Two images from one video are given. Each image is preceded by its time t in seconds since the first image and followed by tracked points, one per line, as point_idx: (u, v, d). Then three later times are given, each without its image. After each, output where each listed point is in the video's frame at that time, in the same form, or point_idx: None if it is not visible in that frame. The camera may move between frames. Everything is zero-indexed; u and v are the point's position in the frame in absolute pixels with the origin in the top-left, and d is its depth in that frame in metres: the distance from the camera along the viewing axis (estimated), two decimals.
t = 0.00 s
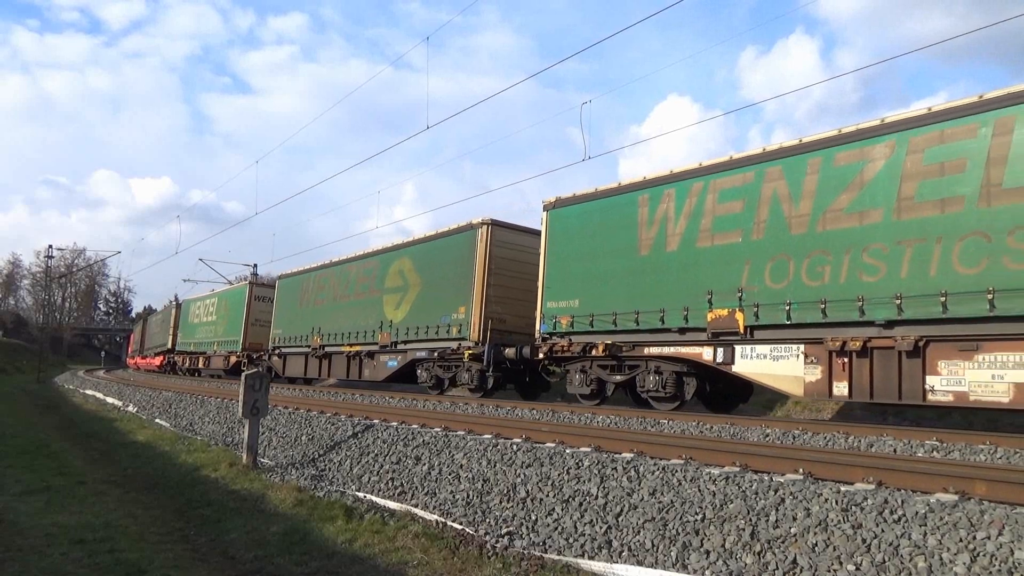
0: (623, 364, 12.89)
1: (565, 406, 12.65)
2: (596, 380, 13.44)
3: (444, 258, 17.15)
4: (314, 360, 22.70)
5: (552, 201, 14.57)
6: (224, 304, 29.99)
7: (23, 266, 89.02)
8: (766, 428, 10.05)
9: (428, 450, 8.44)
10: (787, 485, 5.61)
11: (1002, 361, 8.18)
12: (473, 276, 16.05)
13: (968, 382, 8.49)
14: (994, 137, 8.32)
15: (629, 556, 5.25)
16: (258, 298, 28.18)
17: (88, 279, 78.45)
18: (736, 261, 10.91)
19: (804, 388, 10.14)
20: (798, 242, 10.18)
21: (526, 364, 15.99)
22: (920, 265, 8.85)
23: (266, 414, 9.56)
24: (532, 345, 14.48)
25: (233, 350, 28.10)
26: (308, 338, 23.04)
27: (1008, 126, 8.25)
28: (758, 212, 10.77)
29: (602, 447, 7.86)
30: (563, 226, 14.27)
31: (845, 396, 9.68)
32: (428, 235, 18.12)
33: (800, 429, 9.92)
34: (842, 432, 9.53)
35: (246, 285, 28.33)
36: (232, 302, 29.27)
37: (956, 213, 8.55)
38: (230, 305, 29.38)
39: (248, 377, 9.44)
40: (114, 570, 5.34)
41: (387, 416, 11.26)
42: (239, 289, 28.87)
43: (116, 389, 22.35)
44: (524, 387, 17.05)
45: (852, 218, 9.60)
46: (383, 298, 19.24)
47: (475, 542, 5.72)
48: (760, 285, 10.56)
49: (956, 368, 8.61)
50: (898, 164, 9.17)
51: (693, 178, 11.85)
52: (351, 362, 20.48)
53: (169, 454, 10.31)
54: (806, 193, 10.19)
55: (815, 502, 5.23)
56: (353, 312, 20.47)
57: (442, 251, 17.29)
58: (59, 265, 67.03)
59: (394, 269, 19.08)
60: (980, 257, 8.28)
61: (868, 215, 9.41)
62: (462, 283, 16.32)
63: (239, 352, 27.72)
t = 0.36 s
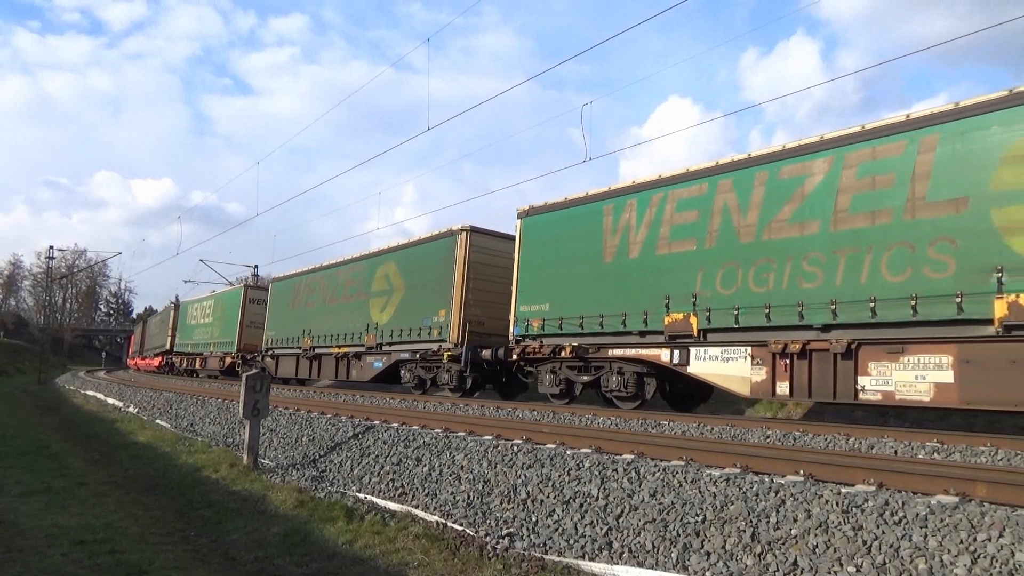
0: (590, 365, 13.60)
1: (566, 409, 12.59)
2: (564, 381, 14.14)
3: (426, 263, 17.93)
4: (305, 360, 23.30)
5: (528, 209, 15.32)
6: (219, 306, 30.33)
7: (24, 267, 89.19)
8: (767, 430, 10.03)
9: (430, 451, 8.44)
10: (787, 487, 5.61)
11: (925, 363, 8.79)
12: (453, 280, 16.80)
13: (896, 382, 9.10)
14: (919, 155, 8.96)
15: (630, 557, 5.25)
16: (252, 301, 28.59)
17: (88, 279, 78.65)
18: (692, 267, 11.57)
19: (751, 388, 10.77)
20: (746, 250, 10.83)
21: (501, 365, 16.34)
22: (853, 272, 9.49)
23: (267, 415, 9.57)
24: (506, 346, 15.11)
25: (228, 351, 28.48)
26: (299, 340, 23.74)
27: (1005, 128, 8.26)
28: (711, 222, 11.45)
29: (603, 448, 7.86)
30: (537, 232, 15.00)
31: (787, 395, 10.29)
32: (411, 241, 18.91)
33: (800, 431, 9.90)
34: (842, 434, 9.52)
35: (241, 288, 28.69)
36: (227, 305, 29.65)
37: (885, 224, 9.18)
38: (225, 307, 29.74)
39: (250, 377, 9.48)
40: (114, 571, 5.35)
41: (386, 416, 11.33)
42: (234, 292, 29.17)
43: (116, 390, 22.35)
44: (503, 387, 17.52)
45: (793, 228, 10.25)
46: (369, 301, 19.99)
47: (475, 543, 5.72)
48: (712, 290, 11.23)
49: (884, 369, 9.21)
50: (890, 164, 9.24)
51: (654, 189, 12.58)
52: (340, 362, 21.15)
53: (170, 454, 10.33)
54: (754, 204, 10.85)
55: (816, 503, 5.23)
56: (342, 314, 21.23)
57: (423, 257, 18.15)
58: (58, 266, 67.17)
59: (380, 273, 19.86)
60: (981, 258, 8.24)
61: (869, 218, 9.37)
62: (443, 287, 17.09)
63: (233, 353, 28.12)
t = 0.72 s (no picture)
0: (559, 366, 14.32)
1: (567, 410, 12.59)
2: (536, 380, 14.90)
3: (409, 267, 18.49)
4: (295, 360, 23.84)
5: (504, 216, 16.03)
6: (214, 307, 30.50)
7: (23, 267, 89.46)
8: (766, 431, 10.04)
9: (429, 451, 8.44)
10: (787, 488, 5.61)
11: (857, 363, 9.51)
12: (434, 283, 17.36)
13: (832, 380, 9.83)
14: (852, 168, 9.67)
15: (630, 558, 5.25)
16: (247, 302, 28.80)
17: (87, 279, 78.67)
18: (651, 274, 12.28)
19: (704, 387, 11.53)
20: (700, 257, 11.49)
21: (479, 365, 16.86)
22: (794, 278, 10.18)
23: (268, 415, 9.56)
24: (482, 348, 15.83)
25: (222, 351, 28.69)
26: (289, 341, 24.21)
27: (1002, 130, 8.30)
28: (669, 230, 12.14)
29: (604, 449, 7.84)
30: (511, 237, 15.69)
31: (736, 394, 11.01)
32: (395, 245, 19.47)
33: (800, 431, 9.92)
34: (842, 434, 9.53)
35: (235, 290, 28.89)
36: (222, 306, 29.82)
37: (824, 233, 9.87)
38: (220, 308, 29.92)
39: (249, 378, 9.47)
40: (114, 571, 5.35)
41: (386, 416, 11.35)
42: (229, 294, 29.33)
43: (116, 390, 22.38)
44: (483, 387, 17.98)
45: (742, 236, 10.92)
46: (355, 304, 20.56)
47: (475, 544, 5.71)
48: (669, 295, 11.91)
49: (822, 369, 9.94)
50: (889, 165, 9.29)
51: (618, 198, 13.30)
52: (328, 362, 21.76)
53: (170, 454, 10.36)
54: (707, 213, 11.53)
55: (816, 504, 5.23)
56: (330, 316, 21.79)
57: (406, 260, 18.70)
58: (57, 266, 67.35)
59: (365, 276, 20.43)
60: (982, 258, 8.24)
61: (853, 221, 9.54)
62: (424, 290, 17.66)
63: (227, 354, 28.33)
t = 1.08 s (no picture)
0: (531, 366, 14.89)
1: (566, 411, 12.61)
2: (509, 380, 15.48)
3: (394, 271, 18.95)
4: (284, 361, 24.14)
5: (479, 222, 16.60)
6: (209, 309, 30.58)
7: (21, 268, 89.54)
8: (765, 432, 10.05)
9: (428, 452, 8.44)
10: (786, 489, 5.61)
11: (798, 364, 10.01)
12: (416, 287, 17.82)
13: (776, 381, 10.32)
14: (797, 180, 10.22)
15: (629, 558, 5.25)
16: (241, 304, 28.90)
17: (87, 280, 78.69)
18: (614, 279, 12.78)
19: (662, 386, 12.00)
20: (659, 263, 12.02)
21: (459, 366, 17.24)
22: (744, 284, 10.68)
23: (267, 416, 9.53)
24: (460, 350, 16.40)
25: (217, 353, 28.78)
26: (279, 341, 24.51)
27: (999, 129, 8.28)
28: (631, 237, 12.66)
29: (603, 450, 7.83)
30: (486, 242, 16.23)
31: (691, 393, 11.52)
32: (380, 249, 19.94)
33: (799, 432, 9.93)
34: (841, 435, 9.54)
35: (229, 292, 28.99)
36: (216, 307, 29.91)
37: (787, 240, 10.22)
38: (214, 310, 30.01)
39: (247, 379, 9.46)
40: (113, 571, 5.36)
41: (386, 417, 11.34)
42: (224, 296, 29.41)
43: (115, 391, 22.43)
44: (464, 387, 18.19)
45: (697, 243, 11.43)
46: (342, 307, 21.00)
47: (474, 545, 5.71)
48: (631, 299, 12.44)
49: (767, 369, 10.42)
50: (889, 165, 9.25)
51: (585, 207, 13.82)
52: (316, 363, 22.12)
53: (169, 455, 10.36)
54: (665, 221, 12.07)
55: (815, 505, 5.23)
56: (318, 318, 22.22)
57: (391, 264, 19.16)
58: (56, 267, 67.45)
59: (352, 280, 20.88)
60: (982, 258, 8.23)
61: (851, 220, 9.51)
62: (408, 293, 18.11)
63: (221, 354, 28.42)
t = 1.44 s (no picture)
0: (505, 368, 15.40)
1: (566, 412, 12.63)
2: (486, 381, 15.95)
3: (379, 275, 19.30)
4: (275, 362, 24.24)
5: (459, 230, 17.21)
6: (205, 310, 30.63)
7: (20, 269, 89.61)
8: (765, 433, 10.05)
9: (428, 454, 8.43)
10: (785, 490, 5.61)
11: (748, 365, 10.69)
12: (401, 291, 18.16)
13: (728, 381, 11.00)
14: (747, 192, 10.94)
15: (628, 560, 5.24)
16: (235, 306, 28.95)
17: (87, 281, 78.73)
18: (583, 284, 13.45)
19: (625, 386, 12.67)
20: (623, 268, 12.71)
21: (440, 368, 17.58)
22: (698, 289, 11.38)
23: (266, 417, 9.51)
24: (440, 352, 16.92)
25: (212, 354, 28.80)
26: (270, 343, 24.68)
27: (999, 132, 8.37)
28: (598, 244, 13.36)
29: (601, 451, 7.84)
30: (465, 248, 16.91)
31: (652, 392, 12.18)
32: (367, 254, 20.29)
33: (798, 433, 9.94)
34: (841, 436, 9.54)
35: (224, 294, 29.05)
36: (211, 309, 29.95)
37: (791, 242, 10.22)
38: (209, 311, 30.04)
39: (247, 380, 9.43)
40: (112, 573, 5.36)
41: (385, 419, 11.33)
42: (218, 298, 29.44)
43: (115, 391, 22.50)
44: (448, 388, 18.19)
45: (658, 251, 12.13)
46: (330, 310, 21.30)
47: (473, 546, 5.71)
48: (597, 303, 13.11)
49: (720, 370, 11.08)
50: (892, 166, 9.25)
51: (557, 215, 14.48)
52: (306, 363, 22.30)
53: (169, 457, 10.33)
54: (629, 229, 12.76)
55: (814, 507, 5.23)
56: (306, 321, 22.52)
57: (377, 269, 19.49)
58: (55, 267, 67.48)
59: (339, 284, 21.20)
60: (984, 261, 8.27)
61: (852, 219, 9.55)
62: (392, 297, 18.45)
63: (216, 356, 28.43)
